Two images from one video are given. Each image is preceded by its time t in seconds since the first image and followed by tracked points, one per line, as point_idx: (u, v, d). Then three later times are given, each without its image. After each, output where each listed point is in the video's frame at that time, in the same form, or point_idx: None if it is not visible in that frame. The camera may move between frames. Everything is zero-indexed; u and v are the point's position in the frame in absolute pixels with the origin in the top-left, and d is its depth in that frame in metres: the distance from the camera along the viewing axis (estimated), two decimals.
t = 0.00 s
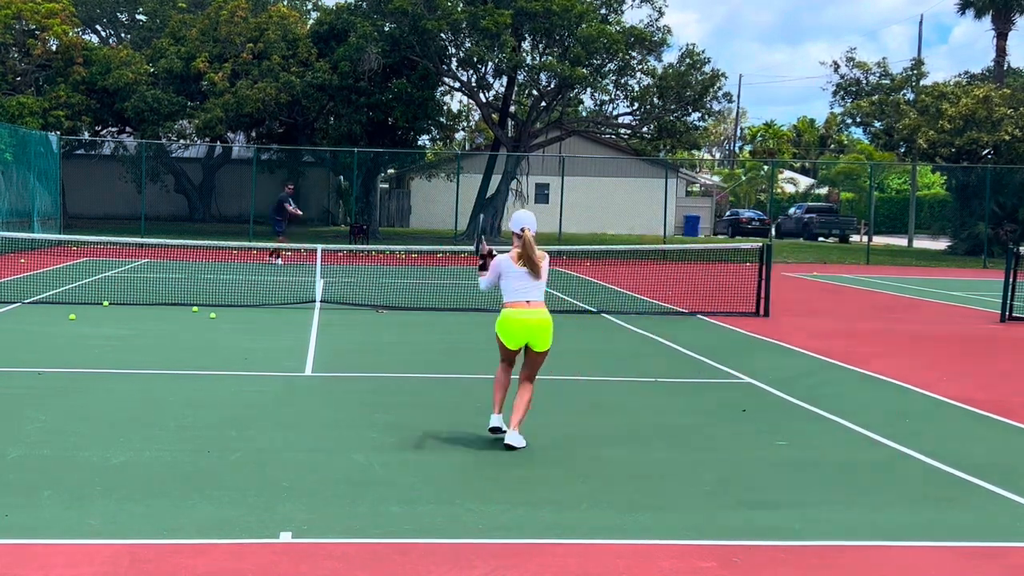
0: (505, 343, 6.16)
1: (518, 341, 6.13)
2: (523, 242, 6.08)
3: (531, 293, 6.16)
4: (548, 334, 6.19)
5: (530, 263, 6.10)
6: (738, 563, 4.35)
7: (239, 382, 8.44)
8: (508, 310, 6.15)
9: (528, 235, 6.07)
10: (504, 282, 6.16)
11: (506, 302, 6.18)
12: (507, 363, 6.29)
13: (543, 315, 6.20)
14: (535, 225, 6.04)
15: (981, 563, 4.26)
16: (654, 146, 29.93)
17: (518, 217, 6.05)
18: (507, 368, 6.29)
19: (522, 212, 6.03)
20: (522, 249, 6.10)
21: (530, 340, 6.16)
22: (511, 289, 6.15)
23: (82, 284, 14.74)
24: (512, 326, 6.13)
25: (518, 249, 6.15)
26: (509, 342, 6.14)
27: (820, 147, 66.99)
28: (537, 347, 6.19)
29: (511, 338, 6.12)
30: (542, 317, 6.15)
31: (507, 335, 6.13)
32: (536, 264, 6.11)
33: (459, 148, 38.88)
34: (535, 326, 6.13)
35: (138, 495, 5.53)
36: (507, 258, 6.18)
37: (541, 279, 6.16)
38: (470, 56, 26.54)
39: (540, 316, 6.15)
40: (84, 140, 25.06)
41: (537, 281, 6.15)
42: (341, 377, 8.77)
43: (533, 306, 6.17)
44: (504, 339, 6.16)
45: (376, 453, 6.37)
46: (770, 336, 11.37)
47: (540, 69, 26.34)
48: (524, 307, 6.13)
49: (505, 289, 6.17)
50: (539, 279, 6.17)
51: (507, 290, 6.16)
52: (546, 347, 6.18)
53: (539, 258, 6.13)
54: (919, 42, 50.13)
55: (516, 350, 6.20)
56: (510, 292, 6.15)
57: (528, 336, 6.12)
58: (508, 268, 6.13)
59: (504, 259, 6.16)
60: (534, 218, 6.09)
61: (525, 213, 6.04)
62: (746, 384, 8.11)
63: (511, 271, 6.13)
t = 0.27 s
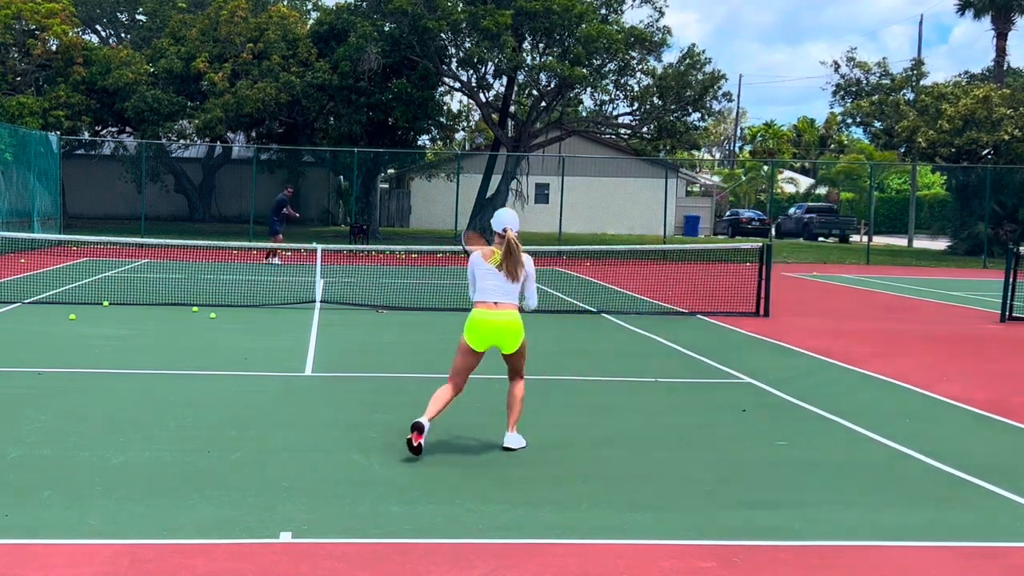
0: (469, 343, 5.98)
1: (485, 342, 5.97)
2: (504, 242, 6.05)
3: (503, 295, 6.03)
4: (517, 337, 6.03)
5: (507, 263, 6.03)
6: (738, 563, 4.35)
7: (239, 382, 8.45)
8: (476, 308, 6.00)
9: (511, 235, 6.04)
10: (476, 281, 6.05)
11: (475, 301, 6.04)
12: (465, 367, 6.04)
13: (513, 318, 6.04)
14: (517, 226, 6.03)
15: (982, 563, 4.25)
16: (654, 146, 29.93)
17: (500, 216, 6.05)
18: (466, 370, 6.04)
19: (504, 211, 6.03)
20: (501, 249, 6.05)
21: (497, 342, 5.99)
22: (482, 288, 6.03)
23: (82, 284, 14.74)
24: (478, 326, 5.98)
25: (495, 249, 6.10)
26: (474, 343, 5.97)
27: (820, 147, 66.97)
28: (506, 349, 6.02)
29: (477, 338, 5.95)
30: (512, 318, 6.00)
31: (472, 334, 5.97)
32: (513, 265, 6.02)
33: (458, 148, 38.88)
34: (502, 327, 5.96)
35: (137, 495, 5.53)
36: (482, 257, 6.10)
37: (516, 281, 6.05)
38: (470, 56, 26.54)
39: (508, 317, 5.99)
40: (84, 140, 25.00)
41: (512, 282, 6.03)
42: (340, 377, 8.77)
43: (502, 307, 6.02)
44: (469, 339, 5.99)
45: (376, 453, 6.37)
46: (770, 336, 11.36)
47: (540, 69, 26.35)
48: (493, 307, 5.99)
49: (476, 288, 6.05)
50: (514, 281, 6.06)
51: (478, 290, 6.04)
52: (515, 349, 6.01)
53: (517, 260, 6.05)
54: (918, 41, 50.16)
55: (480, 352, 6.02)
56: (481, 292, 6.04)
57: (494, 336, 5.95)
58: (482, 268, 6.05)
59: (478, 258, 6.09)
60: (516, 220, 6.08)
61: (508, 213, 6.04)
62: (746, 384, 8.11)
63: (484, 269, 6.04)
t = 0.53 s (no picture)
0: (423, 337, 5.71)
1: (435, 336, 5.67)
2: (462, 237, 5.67)
3: (458, 290, 5.67)
4: (471, 333, 5.66)
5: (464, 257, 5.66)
6: (738, 562, 4.35)
7: (239, 382, 8.45)
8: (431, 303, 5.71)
9: (470, 231, 5.64)
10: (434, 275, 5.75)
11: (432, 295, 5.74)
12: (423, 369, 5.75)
13: (468, 313, 5.68)
14: (476, 221, 5.61)
15: (982, 563, 4.25)
16: (654, 146, 29.93)
17: (463, 210, 5.66)
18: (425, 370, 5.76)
19: (466, 206, 5.64)
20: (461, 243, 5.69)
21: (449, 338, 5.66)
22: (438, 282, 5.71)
23: (83, 284, 14.74)
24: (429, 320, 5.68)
25: (456, 243, 5.74)
26: (427, 337, 5.69)
27: (820, 147, 66.95)
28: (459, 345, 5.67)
29: (428, 332, 5.67)
30: (464, 314, 5.63)
31: (425, 328, 5.68)
32: (470, 259, 5.65)
33: (459, 148, 38.89)
34: (455, 322, 5.62)
35: (137, 495, 5.53)
36: (441, 250, 5.77)
37: (473, 275, 5.67)
38: (470, 56, 26.55)
39: (462, 312, 5.64)
40: (84, 140, 24.99)
41: (469, 278, 5.67)
42: (340, 376, 8.76)
43: (457, 302, 5.67)
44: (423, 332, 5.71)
45: (376, 453, 6.37)
46: (771, 336, 11.35)
47: (540, 69, 26.34)
48: (446, 301, 5.65)
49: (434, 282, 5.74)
50: (472, 276, 5.68)
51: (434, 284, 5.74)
52: (467, 344, 5.65)
53: (477, 254, 5.67)
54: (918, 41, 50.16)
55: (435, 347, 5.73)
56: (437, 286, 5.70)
57: (446, 331, 5.63)
58: (440, 261, 5.72)
59: (438, 251, 5.77)
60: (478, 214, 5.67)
61: (468, 208, 5.65)
62: (746, 384, 8.10)
63: (440, 263, 5.72)
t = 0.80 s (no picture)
0: (416, 341, 5.67)
1: (428, 338, 5.61)
2: (445, 238, 5.67)
3: (448, 290, 5.64)
4: (463, 333, 5.61)
5: (450, 256, 5.63)
6: (742, 561, 4.42)
7: (250, 382, 8.54)
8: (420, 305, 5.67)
9: (453, 230, 5.65)
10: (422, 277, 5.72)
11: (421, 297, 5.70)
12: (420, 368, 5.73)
13: (459, 313, 5.63)
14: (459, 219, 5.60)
15: (985, 561, 4.30)
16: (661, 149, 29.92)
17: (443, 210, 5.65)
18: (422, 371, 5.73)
19: (446, 205, 5.62)
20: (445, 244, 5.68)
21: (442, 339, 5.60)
22: (426, 284, 5.68)
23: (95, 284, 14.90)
24: (421, 322, 5.63)
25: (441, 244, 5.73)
26: (419, 341, 5.64)
27: (825, 150, 66.94)
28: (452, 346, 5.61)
29: (420, 334, 5.62)
30: (455, 313, 5.58)
31: (417, 330, 5.63)
32: (455, 258, 5.62)
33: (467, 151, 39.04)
34: (447, 322, 5.57)
35: (150, 494, 5.62)
36: (427, 252, 5.75)
37: (462, 275, 5.64)
38: (477, 60, 26.61)
39: (453, 312, 5.58)
40: (97, 143, 24.91)
41: (457, 277, 5.64)
42: (349, 377, 8.83)
43: (449, 302, 5.62)
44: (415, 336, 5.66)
45: (385, 452, 6.45)
46: (777, 336, 11.40)
47: (547, 73, 26.44)
48: (437, 302, 5.60)
49: (421, 284, 5.71)
50: (460, 275, 5.65)
51: (422, 286, 5.71)
52: (459, 346, 5.60)
53: (462, 252, 5.65)
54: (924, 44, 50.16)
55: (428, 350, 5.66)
56: (426, 289, 5.67)
57: (438, 332, 5.57)
58: (427, 264, 5.70)
59: (423, 254, 5.75)
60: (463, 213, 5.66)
61: (450, 207, 5.63)
62: (751, 385, 8.15)
63: (427, 263, 5.69)
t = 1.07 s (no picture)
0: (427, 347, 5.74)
1: (436, 343, 5.66)
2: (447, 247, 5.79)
3: (453, 295, 5.72)
4: (470, 335, 5.63)
5: (453, 262, 5.73)
6: (748, 558, 4.49)
7: (262, 382, 8.65)
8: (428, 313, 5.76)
9: (454, 238, 5.77)
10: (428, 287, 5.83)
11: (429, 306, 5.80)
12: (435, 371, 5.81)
13: (464, 316, 5.68)
14: (458, 227, 5.75)
15: (986, 558, 4.38)
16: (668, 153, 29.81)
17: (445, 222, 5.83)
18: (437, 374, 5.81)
19: (448, 216, 5.80)
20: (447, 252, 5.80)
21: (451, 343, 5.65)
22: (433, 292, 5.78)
23: (110, 286, 15.07)
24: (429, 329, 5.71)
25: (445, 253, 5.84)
26: (428, 346, 5.71)
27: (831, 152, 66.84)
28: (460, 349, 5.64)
29: (429, 339, 5.69)
30: (460, 316, 5.63)
31: (426, 336, 5.71)
32: (457, 262, 5.72)
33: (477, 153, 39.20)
34: (453, 325, 5.63)
35: (166, 491, 5.74)
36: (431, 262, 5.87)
37: (466, 279, 5.71)
38: (487, 64, 26.60)
39: (459, 316, 5.64)
40: (113, 147, 25.65)
41: (461, 282, 5.72)
42: (360, 376, 8.95)
43: (456, 307, 5.69)
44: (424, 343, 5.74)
45: (395, 452, 6.54)
46: (783, 337, 11.45)
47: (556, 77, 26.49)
48: (444, 306, 5.68)
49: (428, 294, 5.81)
50: (464, 280, 5.73)
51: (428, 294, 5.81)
52: (466, 348, 5.62)
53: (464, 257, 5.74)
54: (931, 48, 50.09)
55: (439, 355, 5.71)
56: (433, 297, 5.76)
57: (446, 336, 5.63)
58: (433, 272, 5.79)
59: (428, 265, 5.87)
60: (463, 222, 5.80)
61: (451, 217, 5.80)
62: (759, 384, 8.22)
63: (431, 272, 5.81)
